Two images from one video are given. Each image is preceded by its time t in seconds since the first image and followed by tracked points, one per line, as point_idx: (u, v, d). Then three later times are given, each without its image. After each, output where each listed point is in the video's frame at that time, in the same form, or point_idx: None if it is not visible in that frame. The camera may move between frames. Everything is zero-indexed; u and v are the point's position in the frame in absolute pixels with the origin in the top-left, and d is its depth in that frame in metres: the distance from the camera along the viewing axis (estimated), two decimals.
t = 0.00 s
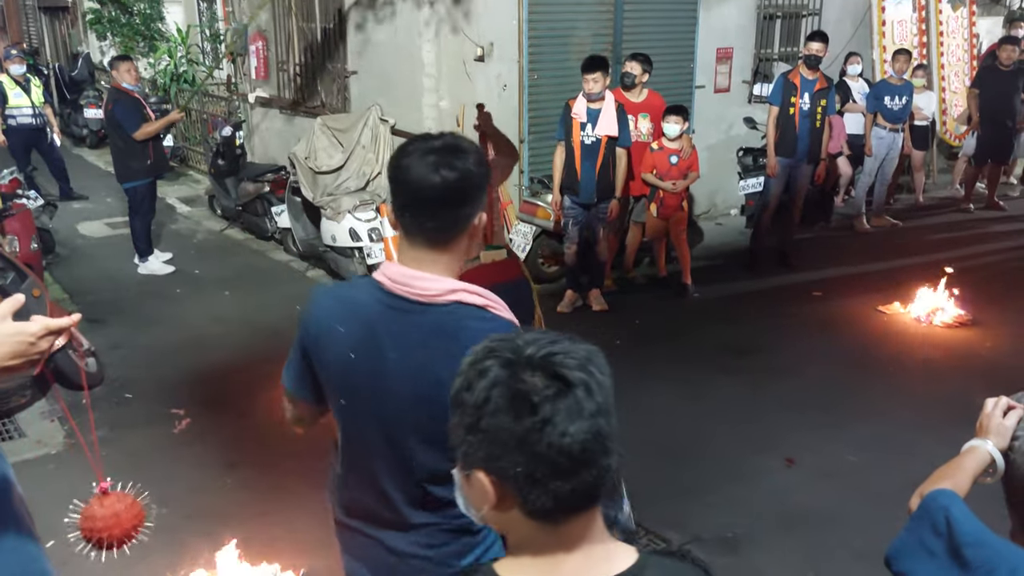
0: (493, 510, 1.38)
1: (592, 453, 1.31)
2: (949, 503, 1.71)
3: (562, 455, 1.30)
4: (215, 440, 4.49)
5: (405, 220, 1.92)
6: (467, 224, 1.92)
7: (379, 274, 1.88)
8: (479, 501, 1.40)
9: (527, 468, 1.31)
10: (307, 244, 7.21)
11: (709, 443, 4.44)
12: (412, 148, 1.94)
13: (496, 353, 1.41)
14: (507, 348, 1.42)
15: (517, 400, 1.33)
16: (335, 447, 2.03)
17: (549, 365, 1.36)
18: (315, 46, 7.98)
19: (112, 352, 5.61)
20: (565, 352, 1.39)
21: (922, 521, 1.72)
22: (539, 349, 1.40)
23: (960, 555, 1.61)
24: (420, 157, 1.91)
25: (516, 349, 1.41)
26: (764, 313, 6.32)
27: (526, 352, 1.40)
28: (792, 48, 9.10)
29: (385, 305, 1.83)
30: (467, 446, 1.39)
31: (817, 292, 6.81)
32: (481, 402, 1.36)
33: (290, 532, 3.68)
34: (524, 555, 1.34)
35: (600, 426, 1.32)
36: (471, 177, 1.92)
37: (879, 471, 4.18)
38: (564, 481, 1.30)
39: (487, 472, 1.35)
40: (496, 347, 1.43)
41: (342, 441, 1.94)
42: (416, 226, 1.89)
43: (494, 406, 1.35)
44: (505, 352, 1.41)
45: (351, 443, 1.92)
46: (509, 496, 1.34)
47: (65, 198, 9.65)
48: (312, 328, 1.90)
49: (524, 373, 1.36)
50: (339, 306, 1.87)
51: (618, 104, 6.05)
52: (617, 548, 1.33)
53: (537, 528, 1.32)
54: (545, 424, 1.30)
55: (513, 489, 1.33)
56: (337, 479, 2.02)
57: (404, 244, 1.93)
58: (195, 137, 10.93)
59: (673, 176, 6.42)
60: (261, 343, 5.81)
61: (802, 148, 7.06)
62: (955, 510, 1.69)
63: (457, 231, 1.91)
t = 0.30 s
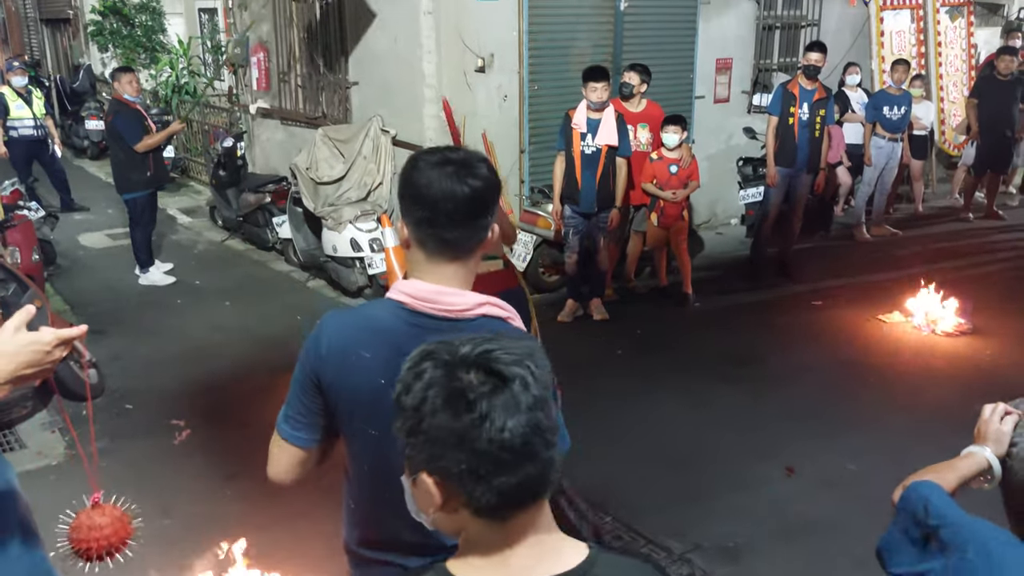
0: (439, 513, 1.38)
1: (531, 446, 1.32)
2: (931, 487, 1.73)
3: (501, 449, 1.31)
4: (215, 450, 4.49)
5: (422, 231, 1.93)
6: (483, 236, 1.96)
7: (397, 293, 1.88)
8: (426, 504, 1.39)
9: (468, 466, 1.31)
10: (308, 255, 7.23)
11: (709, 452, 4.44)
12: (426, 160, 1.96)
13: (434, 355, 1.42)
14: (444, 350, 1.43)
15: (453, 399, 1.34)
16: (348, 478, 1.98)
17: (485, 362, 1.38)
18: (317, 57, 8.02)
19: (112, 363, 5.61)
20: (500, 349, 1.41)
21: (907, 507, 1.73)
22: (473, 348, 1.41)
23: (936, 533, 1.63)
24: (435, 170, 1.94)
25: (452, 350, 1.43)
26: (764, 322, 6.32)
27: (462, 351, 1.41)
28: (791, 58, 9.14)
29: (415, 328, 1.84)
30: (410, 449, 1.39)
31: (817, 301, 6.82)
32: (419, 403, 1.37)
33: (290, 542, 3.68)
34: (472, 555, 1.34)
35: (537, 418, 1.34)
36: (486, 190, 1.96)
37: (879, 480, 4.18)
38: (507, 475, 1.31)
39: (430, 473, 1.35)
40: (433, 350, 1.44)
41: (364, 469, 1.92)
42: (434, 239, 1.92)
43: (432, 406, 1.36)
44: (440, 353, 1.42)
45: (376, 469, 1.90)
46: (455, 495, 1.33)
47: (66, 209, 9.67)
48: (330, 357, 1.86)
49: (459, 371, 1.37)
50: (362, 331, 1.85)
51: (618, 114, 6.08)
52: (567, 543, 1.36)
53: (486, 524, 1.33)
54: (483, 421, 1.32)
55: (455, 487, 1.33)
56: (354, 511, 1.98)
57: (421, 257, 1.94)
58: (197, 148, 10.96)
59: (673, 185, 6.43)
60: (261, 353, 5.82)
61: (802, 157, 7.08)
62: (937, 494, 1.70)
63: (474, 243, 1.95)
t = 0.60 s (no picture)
0: (458, 532, 1.36)
1: (551, 460, 1.32)
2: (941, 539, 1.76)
3: (523, 463, 1.30)
4: (217, 463, 4.48)
5: (432, 245, 1.94)
6: (494, 250, 1.98)
7: (404, 309, 1.88)
8: (443, 524, 1.37)
9: (490, 482, 1.30)
10: (310, 267, 7.21)
11: (713, 464, 4.43)
12: (434, 175, 1.97)
13: (447, 372, 1.41)
14: (458, 366, 1.42)
15: (473, 414, 1.33)
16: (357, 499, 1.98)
17: (501, 378, 1.38)
18: (319, 70, 8.06)
19: (114, 375, 5.62)
20: (516, 363, 1.41)
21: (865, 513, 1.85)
22: (488, 362, 1.41)
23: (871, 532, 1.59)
24: (444, 183, 1.96)
25: (465, 366, 1.42)
26: (766, 334, 6.33)
27: (475, 367, 1.41)
28: (791, 71, 9.18)
29: (425, 346, 1.85)
30: (426, 468, 1.36)
31: (819, 313, 6.82)
32: (437, 419, 1.35)
33: (292, 555, 3.67)
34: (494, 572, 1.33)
35: (556, 432, 1.34)
36: (495, 204, 1.98)
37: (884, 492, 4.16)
38: (530, 489, 1.30)
39: (448, 490, 1.33)
40: (445, 366, 1.43)
41: (375, 490, 1.93)
42: (444, 253, 1.92)
43: (450, 423, 1.34)
44: (454, 369, 1.42)
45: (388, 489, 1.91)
46: (475, 511, 1.32)
47: (69, 223, 9.69)
48: (339, 377, 1.87)
49: (477, 386, 1.37)
50: (370, 350, 1.86)
51: (619, 126, 6.08)
52: (585, 552, 1.37)
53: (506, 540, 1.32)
54: (506, 435, 1.31)
55: (475, 504, 1.31)
56: (362, 531, 1.98)
57: (430, 271, 1.94)
58: (200, 161, 10.99)
59: (674, 198, 6.44)
60: (264, 365, 5.82)
61: (803, 169, 7.09)
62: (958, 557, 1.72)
63: (485, 257, 1.96)
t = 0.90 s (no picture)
0: (511, 539, 1.38)
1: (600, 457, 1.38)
2: None
3: (576, 460, 1.35)
4: (220, 468, 4.48)
5: (437, 252, 1.94)
6: (500, 260, 1.97)
7: (407, 315, 1.87)
8: (495, 533, 1.40)
9: (547, 482, 1.34)
10: (312, 272, 7.25)
11: (716, 470, 4.41)
12: (448, 180, 1.98)
13: (486, 380, 1.46)
14: (494, 374, 1.47)
15: (522, 417, 1.38)
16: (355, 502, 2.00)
17: (542, 382, 1.44)
18: (321, 76, 8.07)
19: (117, 381, 5.62)
20: (550, 366, 1.48)
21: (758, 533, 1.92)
22: (525, 367, 1.47)
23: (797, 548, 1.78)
24: (457, 190, 1.96)
25: (502, 373, 1.47)
26: (769, 339, 6.32)
27: (513, 374, 1.46)
28: (793, 76, 9.18)
29: (426, 356, 1.84)
30: (475, 476, 1.39)
31: (822, 318, 6.81)
32: (487, 424, 1.39)
33: (294, 560, 3.66)
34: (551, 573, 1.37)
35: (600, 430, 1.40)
36: (505, 213, 1.98)
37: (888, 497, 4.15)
38: (585, 487, 1.35)
39: (503, 494, 1.37)
40: (482, 374, 1.47)
41: (372, 494, 1.93)
42: (449, 259, 1.93)
43: (503, 429, 1.38)
44: (493, 375, 1.46)
45: (384, 494, 1.92)
46: (531, 512, 1.35)
47: (72, 228, 9.70)
48: (338, 380, 1.87)
49: (522, 390, 1.42)
50: (370, 354, 1.85)
51: (621, 131, 6.08)
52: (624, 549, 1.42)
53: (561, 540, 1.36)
54: (560, 434, 1.36)
55: (532, 505, 1.35)
56: (363, 536, 2.00)
57: (435, 277, 1.95)
58: (202, 167, 11.01)
59: (676, 203, 6.45)
60: (266, 371, 5.82)
61: (805, 174, 7.09)
62: None
63: (491, 267, 1.96)
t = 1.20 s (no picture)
0: (470, 546, 1.32)
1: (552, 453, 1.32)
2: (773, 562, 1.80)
3: (528, 458, 1.29)
4: (224, 470, 4.49)
5: (437, 257, 1.95)
6: (499, 266, 1.97)
7: (405, 321, 1.89)
8: (452, 542, 1.33)
9: (502, 482, 1.28)
10: (317, 275, 7.22)
11: (720, 472, 4.41)
12: (449, 183, 1.98)
13: (436, 389, 1.42)
14: (442, 384, 1.43)
15: (470, 419, 1.33)
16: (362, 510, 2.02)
17: (491, 385, 1.39)
18: (326, 79, 8.09)
19: (121, 383, 5.63)
20: (500, 369, 1.44)
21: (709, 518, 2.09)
22: (475, 373, 1.43)
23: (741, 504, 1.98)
24: (457, 192, 1.96)
25: (451, 382, 1.43)
26: (774, 342, 6.31)
27: (462, 380, 1.42)
28: (797, 79, 9.21)
29: (420, 360, 1.85)
30: (430, 486, 1.33)
31: (827, 321, 6.79)
32: (438, 428, 1.34)
33: (298, 562, 3.66)
34: None
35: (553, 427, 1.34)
36: (504, 218, 1.96)
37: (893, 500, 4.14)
38: (542, 486, 1.30)
39: (455, 500, 1.30)
40: (432, 383, 1.43)
41: (373, 497, 1.95)
42: (447, 264, 1.93)
43: (454, 432, 1.33)
44: (443, 383, 1.42)
45: (383, 497, 1.93)
46: (487, 515, 1.29)
47: (78, 231, 9.74)
48: (338, 382, 1.91)
49: (472, 394, 1.37)
50: (366, 357, 1.88)
51: (625, 134, 6.08)
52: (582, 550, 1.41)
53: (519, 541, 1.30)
54: (511, 433, 1.31)
55: (486, 506, 1.29)
56: (370, 537, 2.00)
57: (434, 283, 1.96)
58: (207, 171, 11.04)
59: (681, 205, 6.45)
60: (271, 373, 5.83)
61: (809, 176, 7.09)
62: None
63: (489, 271, 1.95)
